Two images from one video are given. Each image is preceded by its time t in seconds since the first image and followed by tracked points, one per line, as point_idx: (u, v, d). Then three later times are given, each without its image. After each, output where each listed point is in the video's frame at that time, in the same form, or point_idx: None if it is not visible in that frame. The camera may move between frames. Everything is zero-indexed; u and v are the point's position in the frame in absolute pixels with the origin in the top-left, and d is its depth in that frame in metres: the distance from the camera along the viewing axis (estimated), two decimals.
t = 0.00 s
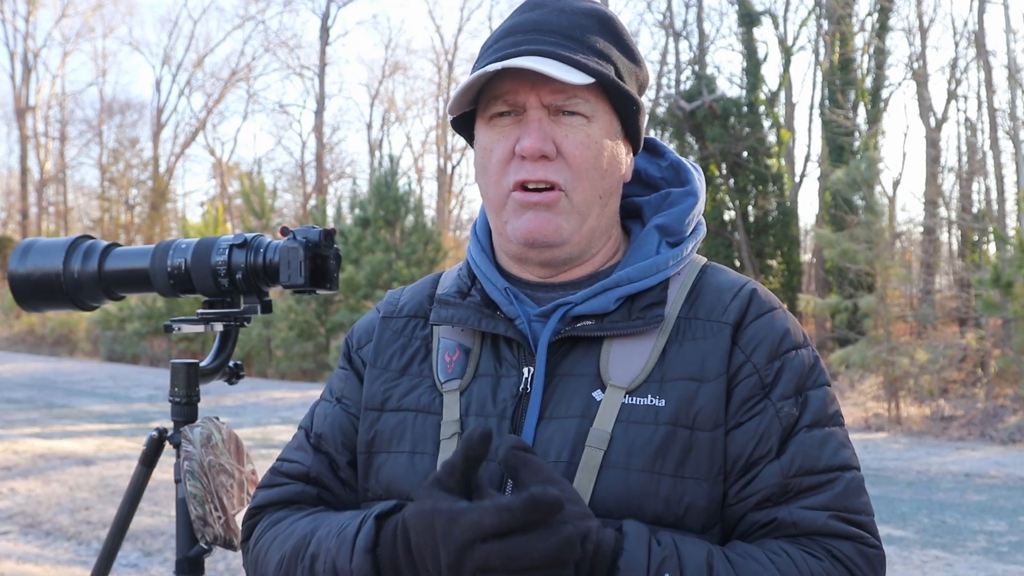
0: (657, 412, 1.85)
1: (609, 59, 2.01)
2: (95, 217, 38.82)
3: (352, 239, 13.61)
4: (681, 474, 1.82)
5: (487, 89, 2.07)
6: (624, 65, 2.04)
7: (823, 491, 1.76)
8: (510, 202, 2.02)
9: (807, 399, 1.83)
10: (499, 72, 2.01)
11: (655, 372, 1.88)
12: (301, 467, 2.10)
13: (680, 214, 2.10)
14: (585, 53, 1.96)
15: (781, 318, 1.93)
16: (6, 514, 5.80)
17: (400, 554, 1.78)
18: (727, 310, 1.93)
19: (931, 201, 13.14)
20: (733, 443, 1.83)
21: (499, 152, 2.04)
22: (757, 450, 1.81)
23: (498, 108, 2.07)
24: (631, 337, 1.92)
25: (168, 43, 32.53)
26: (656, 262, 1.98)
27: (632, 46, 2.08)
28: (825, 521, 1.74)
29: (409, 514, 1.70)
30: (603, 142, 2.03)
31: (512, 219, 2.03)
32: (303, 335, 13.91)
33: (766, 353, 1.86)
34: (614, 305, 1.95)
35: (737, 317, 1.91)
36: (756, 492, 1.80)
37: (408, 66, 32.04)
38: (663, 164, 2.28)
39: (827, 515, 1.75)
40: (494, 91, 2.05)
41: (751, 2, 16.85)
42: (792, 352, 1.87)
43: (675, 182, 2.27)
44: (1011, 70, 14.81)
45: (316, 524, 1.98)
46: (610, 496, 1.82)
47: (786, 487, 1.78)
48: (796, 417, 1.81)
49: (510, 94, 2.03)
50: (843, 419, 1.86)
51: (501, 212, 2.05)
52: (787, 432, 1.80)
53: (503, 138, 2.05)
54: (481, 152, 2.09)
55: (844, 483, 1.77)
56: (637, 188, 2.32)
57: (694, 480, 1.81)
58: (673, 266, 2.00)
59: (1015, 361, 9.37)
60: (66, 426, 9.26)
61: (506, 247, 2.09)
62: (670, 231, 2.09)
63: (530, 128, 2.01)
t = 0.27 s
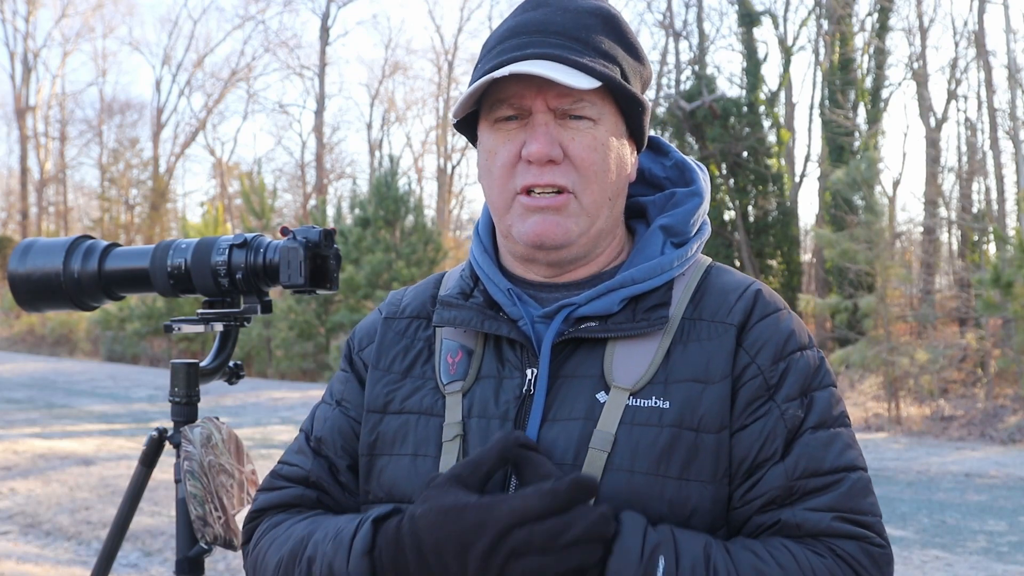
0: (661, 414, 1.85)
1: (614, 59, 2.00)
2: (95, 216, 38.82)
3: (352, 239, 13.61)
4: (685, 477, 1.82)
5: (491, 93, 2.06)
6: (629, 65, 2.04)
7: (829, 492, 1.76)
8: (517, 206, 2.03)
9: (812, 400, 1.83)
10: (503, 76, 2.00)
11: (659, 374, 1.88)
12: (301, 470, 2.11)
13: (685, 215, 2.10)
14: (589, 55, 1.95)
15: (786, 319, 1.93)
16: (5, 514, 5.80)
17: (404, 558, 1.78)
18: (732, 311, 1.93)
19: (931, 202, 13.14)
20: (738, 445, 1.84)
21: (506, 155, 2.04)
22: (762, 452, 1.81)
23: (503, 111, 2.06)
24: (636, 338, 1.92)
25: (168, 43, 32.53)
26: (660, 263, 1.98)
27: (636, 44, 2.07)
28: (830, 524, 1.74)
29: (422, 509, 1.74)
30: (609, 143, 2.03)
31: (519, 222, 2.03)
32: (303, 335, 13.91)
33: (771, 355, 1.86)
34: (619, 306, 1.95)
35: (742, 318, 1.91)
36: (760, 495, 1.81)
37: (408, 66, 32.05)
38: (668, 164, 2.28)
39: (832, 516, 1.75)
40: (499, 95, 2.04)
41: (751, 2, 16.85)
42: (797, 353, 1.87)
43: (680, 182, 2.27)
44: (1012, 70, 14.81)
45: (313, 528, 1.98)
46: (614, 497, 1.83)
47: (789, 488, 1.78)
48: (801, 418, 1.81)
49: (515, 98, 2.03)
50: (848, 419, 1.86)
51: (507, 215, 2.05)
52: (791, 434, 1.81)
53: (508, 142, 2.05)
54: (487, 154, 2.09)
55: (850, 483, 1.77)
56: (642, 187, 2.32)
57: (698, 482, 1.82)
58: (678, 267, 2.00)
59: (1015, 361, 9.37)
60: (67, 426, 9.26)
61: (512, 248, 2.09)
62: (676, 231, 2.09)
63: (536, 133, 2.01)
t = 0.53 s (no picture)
0: (664, 412, 1.85)
1: (615, 58, 2.00)
2: (95, 216, 38.83)
3: (352, 239, 13.61)
4: (689, 475, 1.83)
5: (494, 95, 2.05)
6: (629, 64, 2.04)
7: (833, 477, 1.75)
8: (524, 207, 2.03)
9: (814, 391, 1.82)
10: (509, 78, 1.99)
11: (662, 371, 1.89)
12: (301, 462, 2.11)
13: (687, 214, 2.09)
14: (593, 55, 1.95)
15: (787, 314, 1.92)
16: (5, 514, 5.80)
17: (418, 525, 1.77)
18: (733, 307, 1.92)
19: (931, 202, 13.14)
20: (741, 440, 1.84)
21: (511, 158, 2.03)
22: (764, 445, 1.81)
23: (507, 113, 2.05)
24: (638, 337, 1.92)
25: (168, 43, 32.53)
26: (662, 261, 1.98)
27: (636, 42, 2.07)
28: (835, 509, 1.73)
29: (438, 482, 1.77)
30: (614, 142, 2.03)
31: (525, 223, 2.03)
32: (303, 335, 13.90)
33: (772, 350, 1.86)
34: (621, 304, 1.94)
35: (744, 314, 1.91)
36: (765, 486, 1.81)
37: (408, 66, 32.05)
38: (671, 163, 2.28)
39: (837, 501, 1.73)
40: (503, 97, 2.03)
41: (751, 2, 16.86)
42: (799, 347, 1.86)
43: (682, 182, 2.27)
44: (1012, 70, 14.81)
45: (322, 505, 1.98)
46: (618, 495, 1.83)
47: (792, 478, 1.78)
48: (804, 409, 1.80)
49: (521, 100, 2.02)
50: (853, 408, 1.84)
51: (513, 216, 2.05)
52: (794, 425, 1.80)
53: (513, 144, 2.04)
54: (491, 156, 2.08)
55: (855, 467, 1.75)
56: (645, 187, 2.32)
57: (702, 479, 1.83)
58: (680, 265, 1.99)
59: (1014, 361, 9.37)
60: (66, 426, 9.26)
61: (517, 250, 2.09)
62: (679, 231, 2.09)
63: (543, 135, 2.01)
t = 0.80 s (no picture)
0: (668, 413, 1.85)
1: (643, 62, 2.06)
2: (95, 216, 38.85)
3: (352, 239, 13.61)
4: (694, 475, 1.83)
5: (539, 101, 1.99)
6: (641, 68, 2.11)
7: (836, 478, 1.75)
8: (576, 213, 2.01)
9: (816, 392, 1.82)
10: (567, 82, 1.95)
11: (665, 373, 1.89)
12: (290, 465, 2.12)
13: (689, 215, 2.09)
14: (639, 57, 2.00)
15: (787, 315, 1.93)
16: (5, 514, 5.80)
17: (408, 529, 1.78)
18: (735, 309, 1.93)
19: (931, 201, 13.14)
20: (745, 442, 1.84)
21: (562, 162, 2.00)
22: (768, 447, 1.81)
23: (552, 118, 2.00)
24: (641, 339, 1.92)
25: (168, 43, 32.53)
26: (665, 262, 1.97)
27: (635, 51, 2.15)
28: (838, 509, 1.73)
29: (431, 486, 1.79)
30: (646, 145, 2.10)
31: (575, 230, 2.01)
32: (303, 335, 13.90)
33: (774, 350, 1.86)
34: (623, 307, 1.94)
35: (746, 316, 1.91)
36: (769, 487, 1.81)
37: (408, 66, 32.05)
38: (669, 164, 2.28)
39: (840, 501, 1.74)
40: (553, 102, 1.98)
41: (751, 2, 16.86)
42: (801, 348, 1.87)
43: (681, 182, 2.27)
44: (1012, 70, 14.81)
45: (311, 505, 1.99)
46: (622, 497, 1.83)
47: (796, 478, 1.78)
48: (806, 410, 1.81)
49: (572, 105, 1.98)
50: (853, 408, 1.85)
51: (559, 224, 2.02)
52: (797, 426, 1.80)
53: (563, 149, 2.01)
54: (533, 162, 2.02)
55: (857, 468, 1.76)
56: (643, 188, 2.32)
57: (706, 480, 1.83)
58: (682, 266, 1.99)
59: (1014, 361, 9.37)
60: (67, 426, 9.26)
61: (548, 259, 2.07)
62: (679, 232, 2.08)
63: (595, 139, 2.00)
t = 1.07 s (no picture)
0: (678, 412, 1.86)
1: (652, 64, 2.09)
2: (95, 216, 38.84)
3: (352, 239, 13.61)
4: (705, 472, 1.84)
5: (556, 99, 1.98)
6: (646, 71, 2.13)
7: (844, 466, 1.78)
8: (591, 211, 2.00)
9: (819, 384, 1.85)
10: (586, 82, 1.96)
11: (672, 371, 1.89)
12: (272, 461, 2.10)
13: (690, 215, 2.10)
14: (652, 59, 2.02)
15: (786, 311, 1.95)
16: (5, 514, 5.80)
17: (411, 525, 1.77)
18: (737, 306, 1.95)
19: (931, 202, 13.14)
20: (753, 436, 1.86)
21: (577, 161, 2.00)
22: (776, 439, 1.83)
23: (567, 118, 2.00)
24: (648, 338, 1.92)
25: (168, 43, 32.52)
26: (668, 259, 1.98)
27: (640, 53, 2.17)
28: (850, 496, 1.75)
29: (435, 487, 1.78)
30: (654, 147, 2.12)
31: (589, 229, 2.00)
32: (303, 335, 13.89)
33: (777, 345, 1.88)
34: (629, 306, 1.95)
35: (748, 312, 1.93)
36: (779, 479, 1.83)
37: (408, 66, 32.03)
38: (666, 164, 2.29)
39: (851, 488, 1.76)
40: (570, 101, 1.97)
41: (751, 2, 16.84)
42: (802, 342, 1.89)
43: (679, 182, 2.28)
44: (1012, 70, 14.80)
45: (304, 500, 1.97)
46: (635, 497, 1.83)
47: (806, 469, 1.80)
48: (811, 402, 1.83)
49: (589, 103, 1.98)
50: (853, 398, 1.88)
51: (572, 223, 2.01)
52: (803, 418, 1.82)
53: (577, 148, 2.00)
54: (548, 160, 2.02)
55: (864, 455, 1.78)
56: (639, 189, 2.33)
57: (717, 477, 1.84)
58: (684, 265, 2.00)
59: (1014, 361, 9.37)
60: (67, 426, 9.27)
61: (559, 258, 2.06)
62: (679, 232, 2.09)
63: (611, 138, 2.00)
